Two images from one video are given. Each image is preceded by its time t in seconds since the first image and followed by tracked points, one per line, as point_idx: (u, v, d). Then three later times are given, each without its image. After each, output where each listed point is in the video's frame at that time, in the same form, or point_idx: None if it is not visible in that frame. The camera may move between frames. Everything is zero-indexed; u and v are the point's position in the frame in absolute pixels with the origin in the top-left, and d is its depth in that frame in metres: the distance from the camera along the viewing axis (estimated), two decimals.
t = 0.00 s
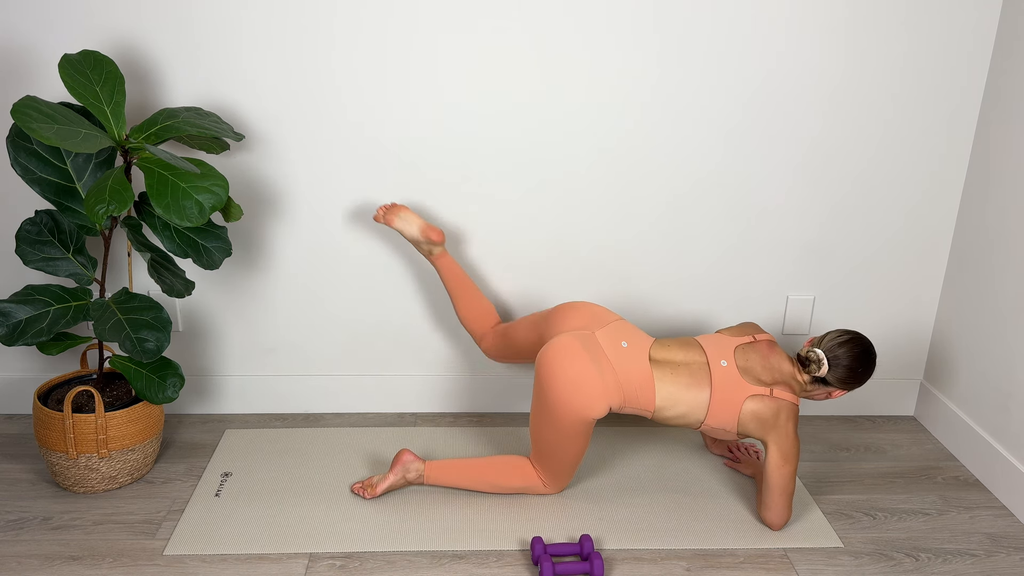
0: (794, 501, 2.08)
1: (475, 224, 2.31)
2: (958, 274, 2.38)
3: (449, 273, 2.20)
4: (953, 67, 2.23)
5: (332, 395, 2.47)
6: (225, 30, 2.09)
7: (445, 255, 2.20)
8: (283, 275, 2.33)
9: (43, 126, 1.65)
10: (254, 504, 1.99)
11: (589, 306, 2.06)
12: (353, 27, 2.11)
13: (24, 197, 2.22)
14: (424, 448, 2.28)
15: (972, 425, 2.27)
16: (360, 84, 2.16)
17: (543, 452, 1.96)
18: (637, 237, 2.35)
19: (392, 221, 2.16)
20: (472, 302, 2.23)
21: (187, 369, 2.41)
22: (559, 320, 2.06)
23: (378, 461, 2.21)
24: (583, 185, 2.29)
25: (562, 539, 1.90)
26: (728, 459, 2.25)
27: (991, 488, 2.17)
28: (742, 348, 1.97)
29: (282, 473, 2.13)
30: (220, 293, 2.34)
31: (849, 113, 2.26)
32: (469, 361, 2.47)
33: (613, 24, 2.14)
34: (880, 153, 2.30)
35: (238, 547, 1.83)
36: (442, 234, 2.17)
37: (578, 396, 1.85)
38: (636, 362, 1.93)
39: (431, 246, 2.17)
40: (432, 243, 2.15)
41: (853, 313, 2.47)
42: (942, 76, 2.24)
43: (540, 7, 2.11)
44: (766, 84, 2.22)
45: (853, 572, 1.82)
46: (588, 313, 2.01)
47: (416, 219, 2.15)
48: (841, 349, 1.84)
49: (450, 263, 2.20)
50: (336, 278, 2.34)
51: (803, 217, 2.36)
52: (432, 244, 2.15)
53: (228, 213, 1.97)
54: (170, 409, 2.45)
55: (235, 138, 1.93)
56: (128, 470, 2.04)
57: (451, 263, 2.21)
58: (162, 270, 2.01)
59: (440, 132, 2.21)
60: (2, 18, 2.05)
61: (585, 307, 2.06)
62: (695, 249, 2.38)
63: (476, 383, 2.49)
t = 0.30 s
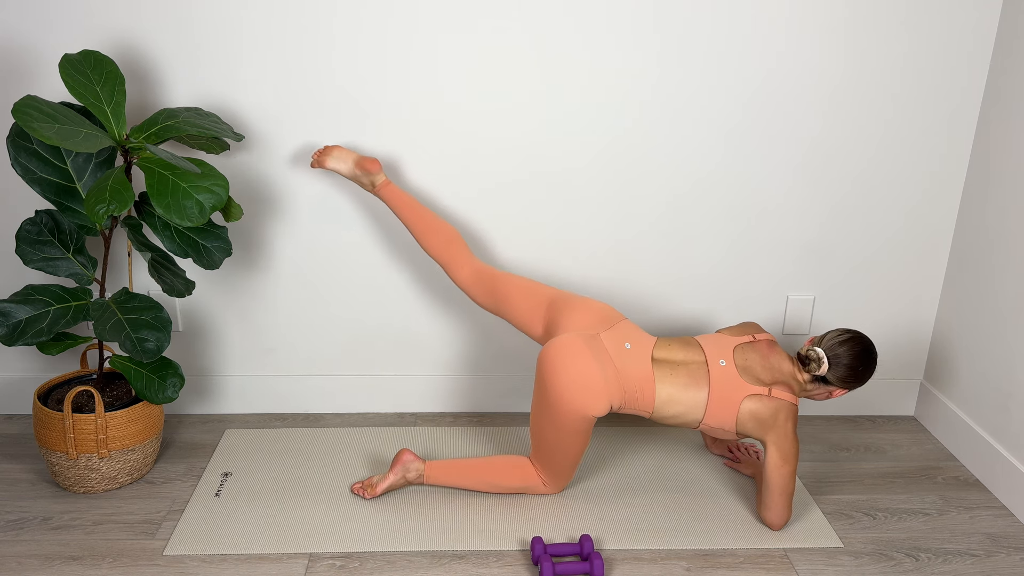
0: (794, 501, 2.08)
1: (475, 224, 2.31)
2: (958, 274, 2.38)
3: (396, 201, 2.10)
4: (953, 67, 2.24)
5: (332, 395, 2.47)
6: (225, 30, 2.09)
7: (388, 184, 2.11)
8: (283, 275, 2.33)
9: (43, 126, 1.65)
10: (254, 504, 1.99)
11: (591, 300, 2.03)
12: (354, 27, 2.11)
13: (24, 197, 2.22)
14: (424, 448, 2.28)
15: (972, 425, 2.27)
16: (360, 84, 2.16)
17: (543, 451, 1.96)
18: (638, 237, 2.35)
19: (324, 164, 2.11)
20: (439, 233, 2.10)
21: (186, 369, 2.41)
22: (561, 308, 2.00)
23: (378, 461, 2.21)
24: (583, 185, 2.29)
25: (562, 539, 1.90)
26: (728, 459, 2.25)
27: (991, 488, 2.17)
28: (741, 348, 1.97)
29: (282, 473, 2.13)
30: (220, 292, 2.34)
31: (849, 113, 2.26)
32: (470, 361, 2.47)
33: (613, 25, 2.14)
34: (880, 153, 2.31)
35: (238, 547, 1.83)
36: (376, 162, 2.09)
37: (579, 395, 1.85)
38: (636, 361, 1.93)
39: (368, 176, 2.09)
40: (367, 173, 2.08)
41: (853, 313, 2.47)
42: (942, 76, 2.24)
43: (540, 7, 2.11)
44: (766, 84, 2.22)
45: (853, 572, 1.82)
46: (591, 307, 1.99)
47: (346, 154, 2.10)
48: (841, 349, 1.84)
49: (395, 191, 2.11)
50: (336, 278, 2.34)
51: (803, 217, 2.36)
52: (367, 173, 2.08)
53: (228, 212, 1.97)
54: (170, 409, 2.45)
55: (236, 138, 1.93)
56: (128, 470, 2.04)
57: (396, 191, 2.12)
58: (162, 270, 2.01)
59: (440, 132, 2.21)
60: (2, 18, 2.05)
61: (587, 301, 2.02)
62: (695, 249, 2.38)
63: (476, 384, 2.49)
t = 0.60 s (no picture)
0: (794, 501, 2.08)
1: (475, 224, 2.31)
2: (958, 274, 2.38)
3: (396, 171, 2.07)
4: (953, 67, 2.23)
5: (332, 395, 2.47)
6: (224, 30, 2.09)
7: (386, 155, 2.08)
8: (283, 275, 2.33)
9: (43, 126, 1.65)
10: (254, 504, 1.99)
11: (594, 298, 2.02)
12: (353, 27, 2.11)
13: (24, 197, 2.22)
14: (424, 448, 2.28)
15: (972, 425, 2.27)
16: (359, 83, 2.16)
17: (543, 450, 1.96)
18: (638, 237, 2.35)
19: (320, 140, 2.09)
20: (445, 200, 2.06)
21: (187, 369, 2.41)
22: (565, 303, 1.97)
23: (378, 461, 2.21)
24: (583, 185, 2.29)
25: (562, 539, 1.90)
26: (728, 459, 2.25)
27: (991, 488, 2.17)
28: (741, 348, 1.97)
29: (282, 473, 2.13)
30: (220, 292, 2.34)
31: (849, 114, 2.26)
32: (470, 361, 2.47)
33: (613, 25, 2.14)
34: (880, 153, 2.30)
35: (238, 547, 1.83)
36: (370, 134, 2.06)
37: (580, 394, 1.84)
38: (635, 360, 1.93)
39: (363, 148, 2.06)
40: (363, 147, 2.05)
41: (853, 313, 2.47)
42: (942, 76, 2.24)
43: (540, 7, 2.11)
44: (767, 84, 2.22)
45: (853, 572, 1.82)
46: (594, 303, 1.97)
47: (342, 130, 2.07)
48: (841, 349, 1.84)
49: (393, 162, 2.08)
50: (337, 278, 2.34)
51: (803, 217, 2.36)
52: (362, 146, 2.05)
53: (228, 213, 1.97)
54: (170, 409, 2.45)
55: (236, 138, 1.93)
56: (128, 470, 2.04)
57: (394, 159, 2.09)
58: (162, 270, 2.01)
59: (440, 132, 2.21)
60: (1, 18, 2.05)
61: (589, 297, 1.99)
62: (695, 250, 2.38)
63: (476, 384, 2.49)
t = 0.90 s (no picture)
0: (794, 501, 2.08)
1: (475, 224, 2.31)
2: (958, 274, 2.38)
3: (393, 174, 2.07)
4: (953, 67, 2.23)
5: (332, 395, 2.47)
6: (224, 30, 2.09)
7: (381, 158, 2.09)
8: (283, 275, 2.33)
9: (43, 126, 1.65)
10: (254, 504, 1.99)
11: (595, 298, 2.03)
12: (352, 27, 2.11)
13: (24, 197, 2.22)
14: (424, 448, 2.28)
15: (972, 425, 2.27)
16: (359, 83, 2.16)
17: (543, 450, 1.96)
18: (638, 237, 2.35)
19: (315, 143, 2.08)
20: (442, 203, 2.05)
21: (186, 369, 2.41)
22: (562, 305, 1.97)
23: (378, 461, 2.21)
24: (583, 185, 2.29)
25: (562, 539, 1.90)
26: (727, 459, 2.25)
27: (991, 488, 2.17)
28: (740, 348, 1.97)
29: (282, 473, 2.13)
30: (220, 292, 2.34)
31: (849, 114, 2.26)
32: (470, 361, 2.47)
33: (612, 25, 2.14)
34: (880, 153, 2.30)
35: (237, 547, 1.83)
36: (365, 138, 2.06)
37: (580, 394, 1.84)
38: (635, 360, 1.93)
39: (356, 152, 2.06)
40: (358, 151, 2.05)
41: (853, 313, 2.47)
42: (942, 76, 2.24)
43: (540, 8, 2.11)
44: (767, 84, 2.22)
45: (854, 572, 1.82)
46: (594, 303, 1.97)
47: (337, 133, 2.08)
48: (841, 349, 1.84)
49: (389, 165, 2.09)
50: (337, 278, 2.34)
51: (803, 217, 2.36)
52: (356, 149, 2.05)
53: (228, 212, 1.97)
54: (170, 409, 2.45)
55: (236, 138, 1.93)
56: (128, 470, 2.04)
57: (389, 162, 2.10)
58: (162, 270, 2.01)
59: (440, 132, 2.21)
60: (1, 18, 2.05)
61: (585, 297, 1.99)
62: (695, 250, 2.38)
63: (476, 384, 2.49)
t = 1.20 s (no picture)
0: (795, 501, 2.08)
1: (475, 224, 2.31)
2: (958, 274, 2.38)
3: (390, 180, 2.07)
4: (953, 66, 2.23)
5: (332, 395, 2.47)
6: (224, 30, 2.09)
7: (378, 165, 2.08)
8: (283, 275, 2.33)
9: (42, 126, 1.65)
10: (254, 504, 1.99)
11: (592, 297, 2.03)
12: (352, 27, 2.11)
13: (24, 197, 2.22)
14: (424, 448, 2.28)
15: (972, 425, 2.27)
16: (359, 84, 2.16)
17: (542, 449, 1.96)
18: (637, 237, 2.35)
19: (312, 151, 2.09)
20: (438, 207, 2.06)
21: (187, 369, 2.41)
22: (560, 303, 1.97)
23: (378, 462, 2.21)
24: (583, 185, 2.29)
25: (562, 539, 1.90)
26: (727, 459, 2.25)
27: (991, 488, 2.17)
28: (740, 348, 1.96)
29: (282, 473, 2.13)
30: (219, 292, 2.34)
31: (849, 114, 2.26)
32: (470, 361, 2.46)
33: (612, 25, 2.14)
34: (880, 153, 2.30)
35: (237, 547, 1.83)
36: (362, 145, 2.06)
37: (580, 393, 1.84)
38: (634, 359, 1.93)
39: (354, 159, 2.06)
40: (355, 158, 2.05)
41: (853, 314, 2.47)
42: (942, 76, 2.24)
43: (540, 8, 2.11)
44: (766, 84, 2.22)
45: (854, 572, 1.82)
46: (594, 303, 1.97)
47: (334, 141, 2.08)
48: (843, 350, 1.84)
49: (386, 171, 2.08)
50: (336, 277, 2.34)
51: (803, 217, 2.36)
52: (353, 156, 2.05)
53: (228, 212, 1.97)
54: (170, 409, 2.45)
55: (236, 138, 1.93)
56: (128, 470, 2.04)
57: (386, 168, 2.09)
58: (162, 270, 2.01)
59: (440, 132, 2.21)
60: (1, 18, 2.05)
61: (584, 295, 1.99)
62: (695, 250, 2.38)
63: (476, 384, 2.48)
